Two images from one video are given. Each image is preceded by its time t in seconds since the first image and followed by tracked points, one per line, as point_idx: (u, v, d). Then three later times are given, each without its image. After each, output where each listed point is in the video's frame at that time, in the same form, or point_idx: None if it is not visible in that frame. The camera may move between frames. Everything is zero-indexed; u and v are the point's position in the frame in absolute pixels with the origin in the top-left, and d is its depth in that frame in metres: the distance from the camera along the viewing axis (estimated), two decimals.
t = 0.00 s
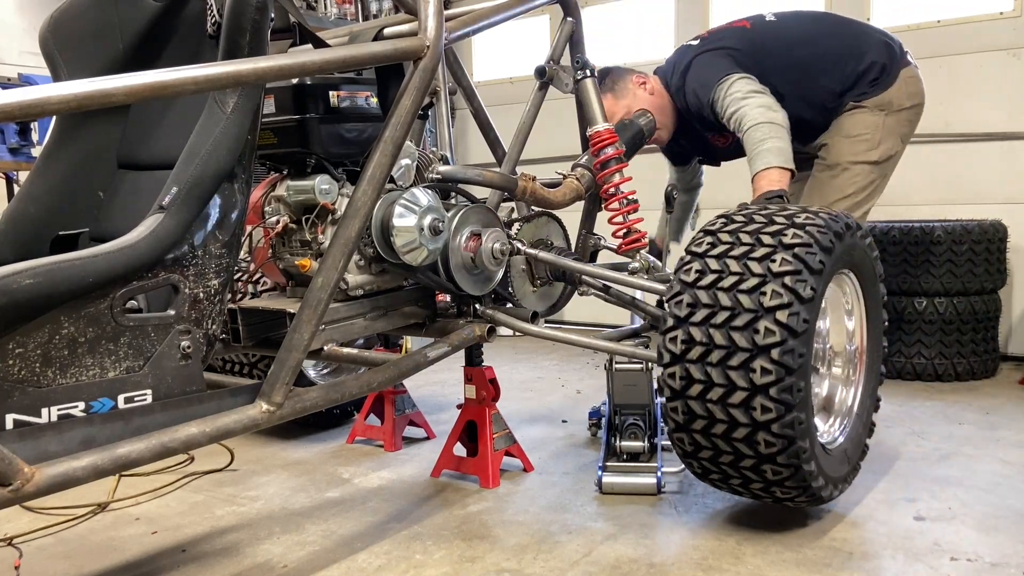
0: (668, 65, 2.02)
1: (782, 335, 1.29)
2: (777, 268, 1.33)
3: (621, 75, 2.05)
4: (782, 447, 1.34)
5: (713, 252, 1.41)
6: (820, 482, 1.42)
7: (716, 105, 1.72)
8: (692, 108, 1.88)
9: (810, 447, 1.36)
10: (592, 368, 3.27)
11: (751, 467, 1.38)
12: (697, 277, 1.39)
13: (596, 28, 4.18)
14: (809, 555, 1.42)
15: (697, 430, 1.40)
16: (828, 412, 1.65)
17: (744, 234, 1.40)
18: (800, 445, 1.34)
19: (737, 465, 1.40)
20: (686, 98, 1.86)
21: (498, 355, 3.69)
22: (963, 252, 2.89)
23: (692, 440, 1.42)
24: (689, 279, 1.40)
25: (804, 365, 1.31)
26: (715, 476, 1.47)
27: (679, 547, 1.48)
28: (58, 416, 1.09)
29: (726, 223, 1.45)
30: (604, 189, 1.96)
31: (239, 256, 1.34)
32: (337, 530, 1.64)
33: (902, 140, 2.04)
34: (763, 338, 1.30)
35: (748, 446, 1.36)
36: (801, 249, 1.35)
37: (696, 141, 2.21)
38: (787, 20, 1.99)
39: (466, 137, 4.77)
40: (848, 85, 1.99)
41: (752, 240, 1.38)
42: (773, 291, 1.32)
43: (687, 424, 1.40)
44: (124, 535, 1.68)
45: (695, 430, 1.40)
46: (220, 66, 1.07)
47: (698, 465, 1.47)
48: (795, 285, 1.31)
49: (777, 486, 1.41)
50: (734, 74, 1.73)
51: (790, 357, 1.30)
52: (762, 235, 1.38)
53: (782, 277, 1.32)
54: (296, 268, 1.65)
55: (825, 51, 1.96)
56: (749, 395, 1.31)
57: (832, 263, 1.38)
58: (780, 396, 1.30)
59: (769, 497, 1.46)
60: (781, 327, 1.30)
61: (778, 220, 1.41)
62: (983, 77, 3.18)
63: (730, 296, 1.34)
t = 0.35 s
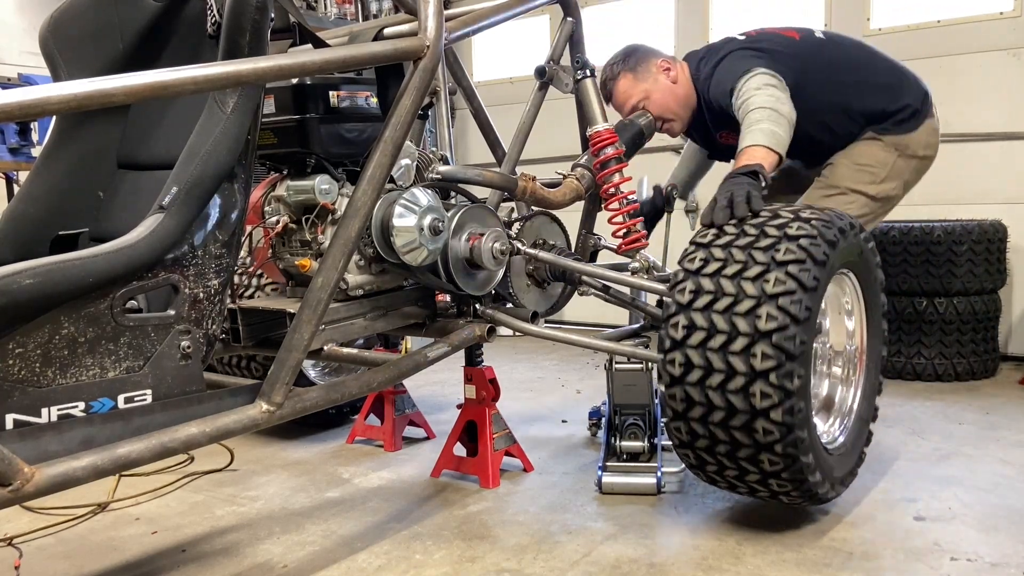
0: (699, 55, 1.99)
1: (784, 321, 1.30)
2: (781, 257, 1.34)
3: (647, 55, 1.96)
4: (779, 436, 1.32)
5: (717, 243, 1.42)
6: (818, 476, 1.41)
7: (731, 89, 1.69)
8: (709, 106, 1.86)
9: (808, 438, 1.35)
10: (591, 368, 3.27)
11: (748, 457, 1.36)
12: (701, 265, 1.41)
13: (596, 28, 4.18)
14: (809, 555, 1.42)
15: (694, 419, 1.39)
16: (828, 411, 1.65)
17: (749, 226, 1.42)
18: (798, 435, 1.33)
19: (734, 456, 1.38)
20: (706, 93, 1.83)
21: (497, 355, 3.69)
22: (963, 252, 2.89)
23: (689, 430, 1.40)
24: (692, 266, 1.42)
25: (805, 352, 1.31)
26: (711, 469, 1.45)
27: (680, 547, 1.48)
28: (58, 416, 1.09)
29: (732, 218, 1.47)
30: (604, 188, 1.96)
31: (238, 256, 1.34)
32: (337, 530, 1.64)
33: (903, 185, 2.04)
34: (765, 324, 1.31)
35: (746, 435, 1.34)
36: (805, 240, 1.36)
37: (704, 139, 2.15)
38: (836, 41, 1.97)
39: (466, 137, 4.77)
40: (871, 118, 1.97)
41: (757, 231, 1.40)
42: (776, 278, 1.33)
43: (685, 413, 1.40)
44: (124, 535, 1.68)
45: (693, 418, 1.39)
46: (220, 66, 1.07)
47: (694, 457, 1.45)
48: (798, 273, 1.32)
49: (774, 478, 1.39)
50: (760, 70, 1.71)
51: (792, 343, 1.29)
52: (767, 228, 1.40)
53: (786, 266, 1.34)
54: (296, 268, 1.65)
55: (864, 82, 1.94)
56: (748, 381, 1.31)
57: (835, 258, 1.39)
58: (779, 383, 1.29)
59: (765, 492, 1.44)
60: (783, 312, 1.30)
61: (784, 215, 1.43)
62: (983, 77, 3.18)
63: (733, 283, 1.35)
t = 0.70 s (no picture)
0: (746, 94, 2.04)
1: (791, 293, 1.31)
2: (791, 237, 1.37)
3: (705, 73, 1.98)
4: (777, 410, 1.31)
5: (727, 224, 1.45)
6: (813, 461, 1.38)
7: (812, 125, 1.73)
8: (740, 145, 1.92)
9: (805, 418, 1.33)
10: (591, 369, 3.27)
11: (744, 433, 1.34)
12: (710, 242, 1.42)
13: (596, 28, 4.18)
14: (809, 555, 1.42)
15: (692, 393, 1.37)
16: (829, 408, 1.66)
17: (758, 211, 1.45)
18: (795, 412, 1.32)
19: (729, 433, 1.36)
20: (744, 131, 1.89)
21: (497, 355, 3.69)
22: (963, 252, 2.89)
23: (686, 404, 1.38)
24: (701, 243, 1.43)
25: (810, 328, 1.31)
26: (705, 450, 1.41)
27: (680, 547, 1.48)
28: (58, 416, 1.09)
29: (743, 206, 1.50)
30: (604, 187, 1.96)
31: (239, 256, 1.34)
32: (337, 530, 1.64)
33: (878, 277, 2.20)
34: (772, 295, 1.31)
35: (744, 408, 1.32)
36: (815, 225, 1.40)
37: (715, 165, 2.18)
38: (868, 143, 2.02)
39: (466, 137, 4.77)
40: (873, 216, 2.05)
41: (768, 215, 1.43)
42: (785, 255, 1.34)
43: (683, 386, 1.38)
44: (124, 535, 1.68)
45: (691, 391, 1.37)
46: (221, 66, 1.07)
47: (688, 437, 1.42)
48: (807, 252, 1.34)
49: (769, 459, 1.36)
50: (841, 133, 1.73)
51: (797, 316, 1.30)
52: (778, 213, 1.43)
53: (794, 245, 1.36)
54: (296, 268, 1.65)
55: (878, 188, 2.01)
56: (751, 350, 1.31)
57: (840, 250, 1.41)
58: (782, 353, 1.29)
59: (758, 476, 1.41)
60: (790, 282, 1.31)
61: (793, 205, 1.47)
62: (983, 77, 3.17)
63: (741, 257, 1.36)
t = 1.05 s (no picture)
0: (795, 122, 2.18)
1: (794, 281, 1.30)
2: (792, 223, 1.36)
3: (729, 87, 2.09)
4: (782, 399, 1.31)
5: (727, 212, 1.44)
6: (819, 448, 1.39)
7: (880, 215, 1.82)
8: (780, 175, 2.11)
9: (811, 405, 1.34)
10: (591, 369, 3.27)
11: (750, 421, 1.35)
12: (711, 231, 1.42)
13: (596, 28, 4.18)
14: (810, 555, 1.42)
15: (697, 383, 1.37)
16: (833, 393, 1.66)
17: (758, 198, 1.44)
18: (800, 400, 1.32)
19: (735, 422, 1.37)
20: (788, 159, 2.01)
21: (497, 355, 3.69)
22: (963, 252, 2.89)
23: (691, 395, 1.39)
24: (703, 231, 1.42)
25: (813, 315, 1.31)
26: (711, 438, 1.42)
27: (680, 546, 1.48)
28: (58, 416, 1.09)
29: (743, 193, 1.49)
30: (603, 182, 1.96)
31: (239, 256, 1.34)
32: (337, 530, 1.64)
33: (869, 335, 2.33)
34: (775, 283, 1.31)
35: (749, 397, 1.33)
36: (816, 211, 1.39)
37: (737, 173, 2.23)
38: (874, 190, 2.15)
39: (466, 137, 4.77)
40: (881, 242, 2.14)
41: (769, 202, 1.42)
42: (787, 242, 1.34)
43: (688, 376, 1.38)
44: (124, 535, 1.68)
45: (696, 382, 1.37)
46: (221, 66, 1.07)
47: (694, 427, 1.43)
48: (809, 238, 1.33)
49: (775, 447, 1.37)
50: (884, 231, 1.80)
51: (800, 304, 1.30)
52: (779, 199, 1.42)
53: (796, 232, 1.35)
54: (296, 267, 1.65)
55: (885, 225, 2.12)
56: (754, 340, 1.31)
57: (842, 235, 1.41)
58: (786, 342, 1.29)
59: (764, 463, 1.42)
60: (793, 270, 1.31)
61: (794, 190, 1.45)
62: (983, 77, 3.17)
63: (743, 245, 1.36)
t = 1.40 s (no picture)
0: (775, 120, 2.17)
1: (791, 292, 1.30)
2: (787, 230, 1.35)
3: (711, 86, 2.09)
4: (784, 408, 1.31)
5: (722, 219, 1.43)
6: (821, 453, 1.40)
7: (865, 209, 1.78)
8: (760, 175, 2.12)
9: (812, 413, 1.34)
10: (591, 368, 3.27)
11: (751, 431, 1.36)
12: (706, 240, 1.41)
13: (596, 28, 4.18)
14: (810, 555, 1.42)
15: (698, 394, 1.38)
16: (834, 392, 1.66)
17: (753, 203, 1.42)
18: (801, 409, 1.32)
19: (737, 431, 1.37)
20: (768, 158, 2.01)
21: (497, 355, 3.69)
22: (963, 252, 2.89)
23: (693, 405, 1.40)
24: (698, 240, 1.41)
25: (811, 324, 1.30)
26: (714, 446, 1.43)
27: (680, 547, 1.48)
28: (58, 416, 1.09)
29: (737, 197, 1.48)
30: (604, 181, 1.96)
31: (239, 256, 1.34)
32: (337, 530, 1.64)
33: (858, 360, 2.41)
34: (771, 294, 1.30)
35: (750, 408, 1.33)
36: (810, 216, 1.37)
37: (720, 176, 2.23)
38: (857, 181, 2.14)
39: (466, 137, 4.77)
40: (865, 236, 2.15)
41: (763, 207, 1.41)
42: (782, 250, 1.33)
43: (689, 388, 1.39)
44: (124, 535, 1.68)
45: (697, 393, 1.38)
46: (221, 66, 1.07)
47: (697, 435, 1.44)
48: (804, 246, 1.32)
49: (777, 455, 1.38)
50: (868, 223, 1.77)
51: (797, 314, 1.29)
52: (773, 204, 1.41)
53: (791, 239, 1.34)
54: (296, 268, 1.65)
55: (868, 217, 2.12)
56: (753, 353, 1.31)
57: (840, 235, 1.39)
58: (785, 354, 1.29)
59: (767, 469, 1.43)
60: (790, 281, 1.30)
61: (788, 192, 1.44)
62: (983, 77, 3.17)
63: (738, 256, 1.35)
